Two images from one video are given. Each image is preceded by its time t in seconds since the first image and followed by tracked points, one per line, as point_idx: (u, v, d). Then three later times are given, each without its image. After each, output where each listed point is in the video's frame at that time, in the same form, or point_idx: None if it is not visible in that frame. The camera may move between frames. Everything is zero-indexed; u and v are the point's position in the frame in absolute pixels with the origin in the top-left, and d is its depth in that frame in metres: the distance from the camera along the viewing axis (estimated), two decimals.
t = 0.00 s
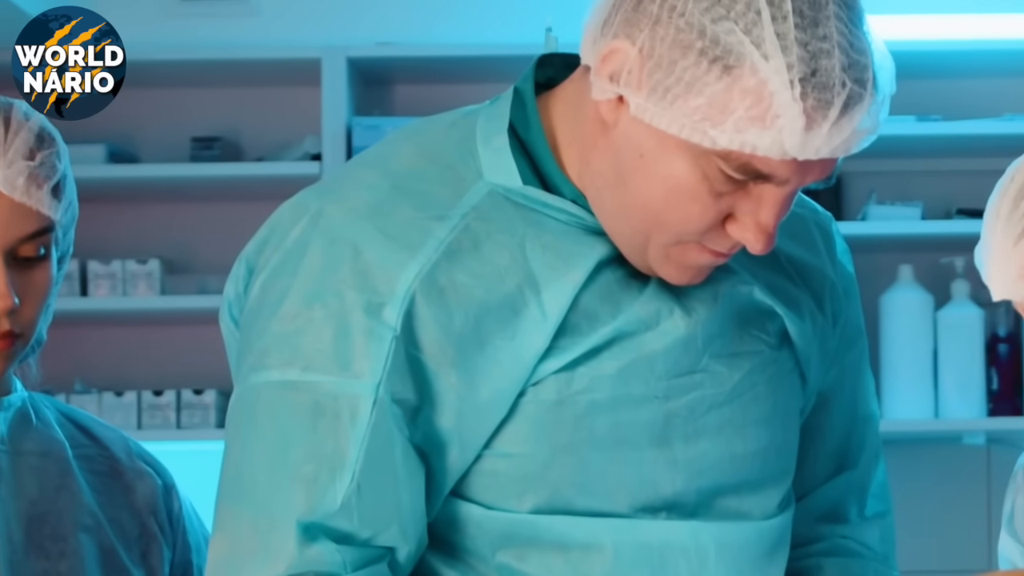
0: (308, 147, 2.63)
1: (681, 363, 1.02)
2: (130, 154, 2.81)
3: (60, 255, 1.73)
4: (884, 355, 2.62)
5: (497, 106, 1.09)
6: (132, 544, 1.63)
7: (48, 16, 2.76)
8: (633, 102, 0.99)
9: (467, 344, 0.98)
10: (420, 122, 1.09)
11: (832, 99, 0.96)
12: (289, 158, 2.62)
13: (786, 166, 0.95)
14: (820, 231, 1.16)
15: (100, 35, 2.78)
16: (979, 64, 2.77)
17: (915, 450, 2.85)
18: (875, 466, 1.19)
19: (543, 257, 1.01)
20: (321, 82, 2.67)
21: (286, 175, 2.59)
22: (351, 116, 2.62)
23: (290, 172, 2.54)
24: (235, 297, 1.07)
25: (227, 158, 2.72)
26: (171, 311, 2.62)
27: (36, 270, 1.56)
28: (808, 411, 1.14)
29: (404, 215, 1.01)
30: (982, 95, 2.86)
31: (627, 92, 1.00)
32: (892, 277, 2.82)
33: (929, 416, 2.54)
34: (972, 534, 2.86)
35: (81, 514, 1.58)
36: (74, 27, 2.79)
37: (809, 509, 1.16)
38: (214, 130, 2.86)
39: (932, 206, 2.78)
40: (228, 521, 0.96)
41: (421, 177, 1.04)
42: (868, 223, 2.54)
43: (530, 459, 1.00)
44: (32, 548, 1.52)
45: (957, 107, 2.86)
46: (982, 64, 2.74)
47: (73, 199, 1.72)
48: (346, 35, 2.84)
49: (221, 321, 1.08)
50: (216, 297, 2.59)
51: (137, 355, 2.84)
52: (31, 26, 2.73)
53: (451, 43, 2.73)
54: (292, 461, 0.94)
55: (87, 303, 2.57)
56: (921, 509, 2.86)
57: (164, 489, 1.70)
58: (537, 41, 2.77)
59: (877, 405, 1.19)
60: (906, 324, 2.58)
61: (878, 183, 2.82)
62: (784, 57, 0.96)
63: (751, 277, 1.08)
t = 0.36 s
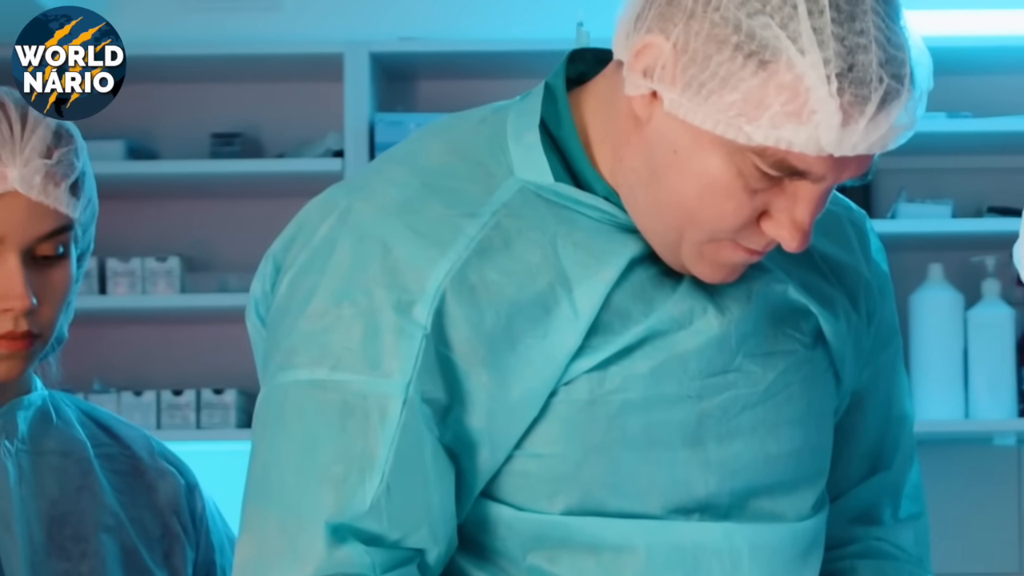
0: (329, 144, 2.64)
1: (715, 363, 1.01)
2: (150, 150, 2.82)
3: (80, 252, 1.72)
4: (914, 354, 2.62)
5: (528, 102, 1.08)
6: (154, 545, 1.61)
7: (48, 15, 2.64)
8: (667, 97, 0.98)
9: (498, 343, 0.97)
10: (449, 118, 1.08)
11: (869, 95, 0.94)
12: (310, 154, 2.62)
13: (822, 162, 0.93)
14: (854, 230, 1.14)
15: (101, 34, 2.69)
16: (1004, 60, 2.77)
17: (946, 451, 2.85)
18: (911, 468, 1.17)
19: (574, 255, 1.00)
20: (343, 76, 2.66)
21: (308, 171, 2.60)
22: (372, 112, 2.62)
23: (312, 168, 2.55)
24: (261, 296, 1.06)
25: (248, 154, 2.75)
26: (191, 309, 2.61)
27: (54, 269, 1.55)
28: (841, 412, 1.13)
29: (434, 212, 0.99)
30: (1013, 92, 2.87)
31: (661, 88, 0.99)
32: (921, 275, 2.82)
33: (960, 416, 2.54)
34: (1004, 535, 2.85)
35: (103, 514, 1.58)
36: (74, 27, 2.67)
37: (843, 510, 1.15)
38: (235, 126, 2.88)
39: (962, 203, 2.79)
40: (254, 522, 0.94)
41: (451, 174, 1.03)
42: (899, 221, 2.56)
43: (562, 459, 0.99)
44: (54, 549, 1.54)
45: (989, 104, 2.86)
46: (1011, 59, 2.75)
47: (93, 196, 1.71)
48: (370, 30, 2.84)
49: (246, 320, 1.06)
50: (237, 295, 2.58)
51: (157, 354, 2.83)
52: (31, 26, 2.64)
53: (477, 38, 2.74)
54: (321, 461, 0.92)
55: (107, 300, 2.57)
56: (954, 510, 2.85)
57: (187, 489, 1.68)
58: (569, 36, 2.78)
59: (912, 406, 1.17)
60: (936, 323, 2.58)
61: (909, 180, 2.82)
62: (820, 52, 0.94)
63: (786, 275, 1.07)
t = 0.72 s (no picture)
0: (350, 139, 2.62)
1: (749, 362, 0.99)
2: (169, 146, 2.81)
3: (100, 249, 1.72)
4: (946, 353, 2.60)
5: (559, 97, 1.07)
6: (178, 545, 1.60)
7: (49, 16, 2.41)
8: (702, 92, 0.96)
9: (530, 342, 0.95)
10: (479, 114, 1.06)
11: (907, 90, 0.92)
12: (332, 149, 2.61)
13: (859, 158, 0.91)
14: (888, 226, 1.13)
15: (101, 35, 2.43)
16: None
17: (978, 452, 2.83)
18: (946, 469, 1.17)
19: (606, 252, 0.98)
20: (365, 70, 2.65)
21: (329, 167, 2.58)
22: (395, 107, 2.60)
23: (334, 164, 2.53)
24: (289, 293, 1.05)
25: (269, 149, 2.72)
26: (209, 307, 2.59)
27: (72, 267, 1.54)
28: (874, 412, 1.12)
29: (465, 208, 0.98)
30: None
31: (695, 82, 0.97)
32: (952, 273, 2.81)
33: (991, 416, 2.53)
34: None
35: (124, 514, 1.57)
36: (75, 28, 2.42)
37: (877, 510, 1.14)
38: (257, 121, 2.86)
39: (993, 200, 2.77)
40: (282, 523, 0.92)
41: (482, 169, 1.01)
42: (930, 218, 2.55)
43: (595, 459, 0.97)
44: (74, 549, 1.53)
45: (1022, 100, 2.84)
46: None
47: (112, 193, 1.70)
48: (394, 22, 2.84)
49: (274, 318, 1.05)
50: (256, 293, 2.56)
51: (177, 352, 2.82)
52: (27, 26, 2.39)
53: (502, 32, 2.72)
54: (350, 461, 0.90)
55: (125, 297, 2.56)
56: (985, 511, 2.84)
57: (210, 487, 1.67)
58: (602, 29, 2.77)
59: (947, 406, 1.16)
60: (968, 321, 2.57)
61: (937, 177, 2.81)
62: (858, 45, 0.92)
63: (820, 273, 1.06)
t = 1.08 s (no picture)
0: (371, 134, 2.61)
1: (785, 362, 0.98)
2: (189, 140, 2.80)
3: (121, 246, 1.71)
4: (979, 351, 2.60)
5: (592, 92, 1.05)
6: (201, 545, 1.60)
7: (46, 16, 2.27)
8: (740, 87, 0.94)
9: (564, 341, 0.93)
10: (511, 108, 1.05)
11: (948, 86, 0.91)
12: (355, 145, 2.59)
13: (900, 154, 0.90)
14: (924, 224, 1.12)
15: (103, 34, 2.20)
16: None
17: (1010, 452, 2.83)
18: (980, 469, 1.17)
19: (641, 250, 0.97)
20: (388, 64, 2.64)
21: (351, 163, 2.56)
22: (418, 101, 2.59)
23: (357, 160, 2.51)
24: (317, 291, 1.03)
25: (291, 144, 2.70)
26: (230, 305, 2.58)
27: (93, 263, 1.52)
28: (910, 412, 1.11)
29: (498, 206, 0.96)
30: None
31: (732, 77, 0.95)
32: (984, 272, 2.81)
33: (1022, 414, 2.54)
34: None
35: (146, 514, 1.56)
36: (75, 28, 2.23)
37: (911, 512, 1.14)
38: (278, 116, 2.85)
39: None
40: (309, 525, 0.90)
41: (515, 166, 1.00)
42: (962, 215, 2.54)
43: (629, 460, 0.96)
44: (95, 550, 1.50)
45: None
46: None
47: (133, 188, 1.69)
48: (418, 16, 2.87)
49: (302, 316, 1.04)
50: (276, 291, 2.55)
51: (198, 351, 2.81)
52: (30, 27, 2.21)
53: (527, 27, 2.71)
54: (380, 462, 0.88)
55: (145, 295, 2.54)
56: (1016, 511, 2.83)
57: (234, 486, 1.67)
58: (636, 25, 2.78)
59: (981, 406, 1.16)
60: (1001, 319, 2.57)
61: (970, 174, 2.80)
62: (899, 40, 0.91)
63: (858, 272, 1.05)
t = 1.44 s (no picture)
0: (393, 130, 2.61)
1: (821, 363, 0.97)
2: (208, 136, 2.79)
3: (143, 241, 1.69)
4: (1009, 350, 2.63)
5: (627, 86, 1.04)
6: (224, 546, 1.58)
7: (47, 15, 1.98)
8: (778, 86, 0.93)
9: (601, 333, 0.91)
10: (545, 101, 1.04)
11: (989, 83, 0.90)
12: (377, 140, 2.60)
13: (941, 153, 0.89)
14: (960, 226, 1.11)
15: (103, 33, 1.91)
16: None
17: None
18: (1012, 474, 1.17)
19: (677, 246, 0.96)
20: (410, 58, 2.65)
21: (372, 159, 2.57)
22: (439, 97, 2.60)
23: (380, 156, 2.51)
24: (346, 287, 1.02)
25: (311, 141, 2.69)
26: (249, 302, 2.59)
27: (117, 259, 1.50)
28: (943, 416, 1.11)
29: (534, 198, 0.95)
30: None
31: (771, 75, 0.94)
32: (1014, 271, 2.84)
33: None
34: None
35: (168, 514, 1.55)
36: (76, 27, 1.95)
37: (944, 516, 1.14)
38: (298, 113, 2.83)
39: None
40: (344, 514, 0.89)
41: (550, 159, 0.98)
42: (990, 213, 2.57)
43: (664, 460, 0.95)
44: (118, 551, 1.51)
45: None
46: None
47: (157, 183, 1.67)
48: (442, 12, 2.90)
49: (332, 312, 1.03)
50: (295, 289, 2.55)
51: (217, 349, 2.82)
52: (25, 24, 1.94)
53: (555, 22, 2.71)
54: (416, 451, 0.87)
55: (163, 292, 2.54)
56: None
57: (258, 485, 1.64)
58: (670, 20, 2.80)
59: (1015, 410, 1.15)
60: None
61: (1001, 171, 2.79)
62: (940, 37, 0.90)
63: (895, 273, 1.04)
